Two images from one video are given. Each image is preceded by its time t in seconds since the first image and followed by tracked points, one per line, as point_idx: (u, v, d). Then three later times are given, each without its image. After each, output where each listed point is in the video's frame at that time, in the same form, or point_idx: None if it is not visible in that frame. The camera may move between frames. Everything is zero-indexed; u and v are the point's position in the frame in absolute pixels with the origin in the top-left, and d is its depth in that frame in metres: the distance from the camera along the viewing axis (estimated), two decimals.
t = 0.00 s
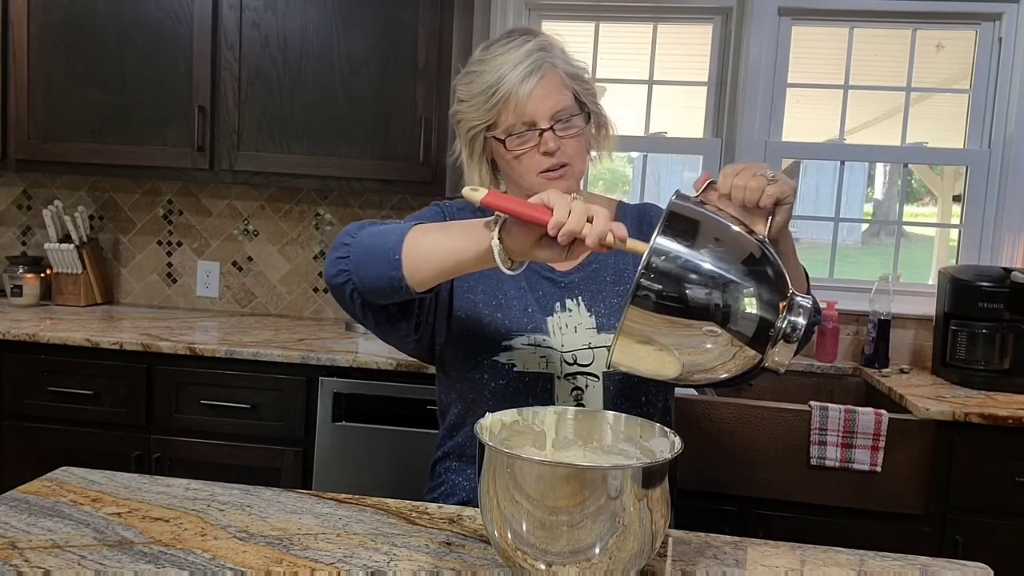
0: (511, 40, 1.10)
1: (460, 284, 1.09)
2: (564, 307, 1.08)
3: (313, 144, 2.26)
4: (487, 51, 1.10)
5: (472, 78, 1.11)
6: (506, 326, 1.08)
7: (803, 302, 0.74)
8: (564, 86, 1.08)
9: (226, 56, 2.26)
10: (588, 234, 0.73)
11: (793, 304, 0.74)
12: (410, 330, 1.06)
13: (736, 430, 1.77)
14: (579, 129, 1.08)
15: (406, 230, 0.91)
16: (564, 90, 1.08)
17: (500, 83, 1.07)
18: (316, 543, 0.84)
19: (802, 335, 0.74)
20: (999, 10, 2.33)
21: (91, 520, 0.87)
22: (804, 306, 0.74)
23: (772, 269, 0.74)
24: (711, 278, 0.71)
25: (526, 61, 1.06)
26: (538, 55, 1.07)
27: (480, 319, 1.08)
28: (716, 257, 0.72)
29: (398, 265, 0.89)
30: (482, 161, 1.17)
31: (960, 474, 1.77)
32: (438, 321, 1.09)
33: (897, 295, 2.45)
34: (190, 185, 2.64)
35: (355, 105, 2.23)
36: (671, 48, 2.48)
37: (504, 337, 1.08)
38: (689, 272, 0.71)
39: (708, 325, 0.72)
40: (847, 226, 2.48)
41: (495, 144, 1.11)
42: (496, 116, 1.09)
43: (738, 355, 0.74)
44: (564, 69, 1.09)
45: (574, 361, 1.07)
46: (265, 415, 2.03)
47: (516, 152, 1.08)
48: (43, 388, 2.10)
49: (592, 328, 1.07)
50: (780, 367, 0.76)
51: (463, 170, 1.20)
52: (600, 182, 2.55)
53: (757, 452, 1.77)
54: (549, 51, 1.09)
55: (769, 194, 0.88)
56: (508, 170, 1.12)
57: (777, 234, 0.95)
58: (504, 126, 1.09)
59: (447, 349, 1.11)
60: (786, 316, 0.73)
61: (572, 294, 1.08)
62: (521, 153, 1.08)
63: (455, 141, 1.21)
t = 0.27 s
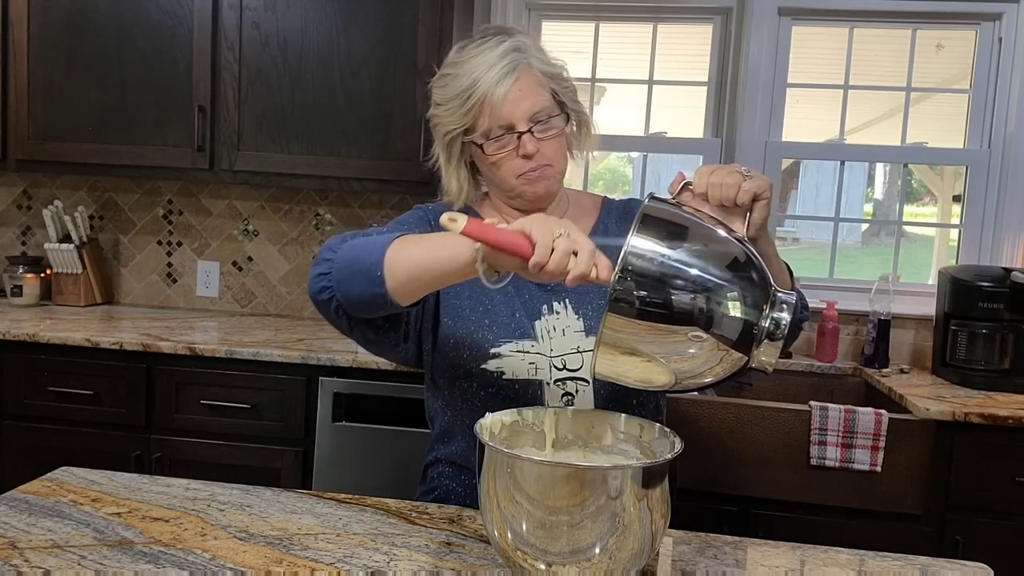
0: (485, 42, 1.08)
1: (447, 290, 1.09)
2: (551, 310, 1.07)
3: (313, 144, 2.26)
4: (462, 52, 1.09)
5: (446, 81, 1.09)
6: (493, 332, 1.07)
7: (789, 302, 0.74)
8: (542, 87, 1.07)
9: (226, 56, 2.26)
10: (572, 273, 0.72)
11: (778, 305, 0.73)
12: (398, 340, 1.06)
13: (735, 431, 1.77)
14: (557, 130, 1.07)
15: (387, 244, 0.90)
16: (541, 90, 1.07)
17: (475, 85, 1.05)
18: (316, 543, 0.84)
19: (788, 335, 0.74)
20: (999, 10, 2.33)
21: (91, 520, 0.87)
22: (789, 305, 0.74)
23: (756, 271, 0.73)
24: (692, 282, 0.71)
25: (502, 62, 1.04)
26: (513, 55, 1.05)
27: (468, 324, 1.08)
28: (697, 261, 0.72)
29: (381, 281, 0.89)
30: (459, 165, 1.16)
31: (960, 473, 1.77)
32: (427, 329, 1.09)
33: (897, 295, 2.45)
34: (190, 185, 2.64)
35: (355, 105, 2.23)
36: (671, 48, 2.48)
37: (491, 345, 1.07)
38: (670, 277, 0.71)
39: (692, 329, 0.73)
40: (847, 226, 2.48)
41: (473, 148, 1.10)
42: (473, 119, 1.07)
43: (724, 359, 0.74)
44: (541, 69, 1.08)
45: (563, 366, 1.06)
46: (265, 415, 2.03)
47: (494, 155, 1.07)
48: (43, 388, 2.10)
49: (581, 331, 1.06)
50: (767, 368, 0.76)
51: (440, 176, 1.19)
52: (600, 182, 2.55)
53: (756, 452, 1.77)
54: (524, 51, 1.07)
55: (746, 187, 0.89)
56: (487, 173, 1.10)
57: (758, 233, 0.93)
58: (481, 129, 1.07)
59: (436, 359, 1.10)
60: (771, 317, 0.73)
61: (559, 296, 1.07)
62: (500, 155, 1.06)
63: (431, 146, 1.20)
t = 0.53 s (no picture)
0: (473, 44, 1.08)
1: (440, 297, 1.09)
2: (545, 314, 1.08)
3: (313, 144, 2.26)
4: (450, 56, 1.08)
5: (434, 85, 1.08)
6: (487, 339, 1.07)
7: (779, 301, 0.74)
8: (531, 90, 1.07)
9: (226, 56, 2.26)
10: (550, 337, 0.72)
11: (766, 305, 0.73)
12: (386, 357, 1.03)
13: (735, 431, 1.77)
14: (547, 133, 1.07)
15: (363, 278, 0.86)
16: (530, 93, 1.06)
17: (463, 90, 1.05)
18: (316, 543, 0.84)
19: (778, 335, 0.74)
20: (999, 10, 2.33)
21: (91, 520, 0.87)
22: (780, 303, 0.74)
23: (743, 271, 0.74)
24: (678, 284, 0.72)
25: (490, 67, 1.04)
26: (501, 58, 1.05)
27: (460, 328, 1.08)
28: (683, 263, 0.72)
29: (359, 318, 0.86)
30: (448, 169, 1.16)
31: (960, 473, 1.77)
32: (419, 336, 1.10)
33: (897, 295, 2.45)
34: (190, 185, 2.64)
35: (355, 105, 2.23)
36: (670, 48, 2.48)
37: (486, 351, 1.06)
38: (655, 280, 0.71)
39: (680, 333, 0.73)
40: (847, 226, 2.48)
41: (463, 152, 1.10)
42: (462, 123, 1.07)
43: (715, 363, 0.74)
44: (529, 71, 1.08)
45: (558, 371, 1.06)
46: (265, 415, 2.03)
47: (484, 160, 1.07)
48: (43, 388, 2.10)
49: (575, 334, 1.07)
50: (760, 369, 0.76)
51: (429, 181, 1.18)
52: (600, 182, 2.55)
53: (756, 452, 1.77)
54: (513, 54, 1.07)
55: (732, 184, 0.90)
56: (477, 176, 1.10)
57: (743, 231, 0.94)
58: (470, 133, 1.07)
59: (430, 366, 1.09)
60: (761, 317, 0.73)
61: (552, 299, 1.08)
62: (490, 159, 1.07)
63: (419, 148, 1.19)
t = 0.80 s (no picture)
0: (471, 45, 1.07)
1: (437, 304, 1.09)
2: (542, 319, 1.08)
3: (313, 144, 2.27)
4: (448, 58, 1.08)
5: (432, 86, 1.08)
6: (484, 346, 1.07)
7: (775, 308, 0.74)
8: (530, 92, 1.06)
9: (226, 56, 2.26)
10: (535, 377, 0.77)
11: (763, 313, 0.73)
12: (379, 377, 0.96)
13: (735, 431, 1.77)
14: (546, 137, 1.07)
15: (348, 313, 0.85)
16: (529, 95, 1.06)
17: (460, 92, 1.04)
18: (316, 543, 0.84)
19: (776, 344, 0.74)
20: (999, 10, 2.33)
21: (91, 520, 0.87)
22: (774, 307, 0.74)
23: (737, 280, 0.74)
24: (673, 297, 0.71)
25: (489, 70, 1.04)
26: (501, 60, 1.05)
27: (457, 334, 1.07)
28: (677, 275, 0.72)
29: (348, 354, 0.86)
30: (446, 171, 1.15)
31: (960, 473, 1.77)
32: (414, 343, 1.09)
33: (897, 295, 2.45)
34: (190, 185, 2.64)
35: (355, 105, 2.23)
36: (670, 48, 2.48)
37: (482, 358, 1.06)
38: (650, 293, 0.71)
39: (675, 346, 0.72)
40: (847, 226, 2.48)
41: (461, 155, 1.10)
42: (459, 126, 1.07)
43: (714, 375, 0.74)
44: (528, 73, 1.07)
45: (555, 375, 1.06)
46: (265, 415, 2.03)
47: (482, 163, 1.07)
48: (43, 388, 2.10)
49: (573, 339, 1.07)
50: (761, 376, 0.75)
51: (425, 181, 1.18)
52: (600, 182, 2.55)
53: (756, 452, 1.77)
54: (512, 56, 1.06)
55: (716, 188, 0.90)
56: (475, 179, 1.10)
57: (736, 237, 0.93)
58: (468, 137, 1.07)
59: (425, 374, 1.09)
60: (758, 325, 0.73)
61: (550, 305, 1.08)
62: (488, 163, 1.06)
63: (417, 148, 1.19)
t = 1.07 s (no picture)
0: (473, 46, 1.07)
1: (436, 309, 1.09)
2: (542, 322, 1.08)
3: (313, 144, 2.26)
4: (450, 57, 1.08)
5: (433, 85, 1.08)
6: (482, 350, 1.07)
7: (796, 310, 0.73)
8: (531, 94, 1.06)
9: (226, 56, 2.26)
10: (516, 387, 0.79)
11: (783, 319, 0.72)
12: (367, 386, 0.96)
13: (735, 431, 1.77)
14: (546, 139, 1.07)
15: (329, 334, 0.88)
16: (530, 96, 1.06)
17: (461, 93, 1.04)
18: (316, 543, 0.84)
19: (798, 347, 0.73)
20: (999, 10, 2.33)
21: (91, 520, 0.87)
22: (796, 307, 0.73)
23: (757, 285, 0.73)
24: (688, 306, 0.71)
25: (490, 71, 1.03)
26: (502, 61, 1.04)
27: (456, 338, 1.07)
28: (693, 283, 0.72)
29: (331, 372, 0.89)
30: (445, 170, 1.15)
31: (960, 473, 1.77)
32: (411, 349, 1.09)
33: (897, 295, 2.44)
34: (190, 185, 2.63)
35: (355, 105, 2.23)
36: (670, 48, 2.48)
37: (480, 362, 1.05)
38: (664, 302, 0.71)
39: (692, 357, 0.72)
40: (847, 226, 2.48)
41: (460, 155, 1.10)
42: (459, 126, 1.07)
43: (730, 387, 0.74)
44: (530, 74, 1.07)
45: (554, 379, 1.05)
46: (265, 415, 2.03)
47: (481, 164, 1.07)
48: (43, 388, 2.10)
49: (573, 342, 1.07)
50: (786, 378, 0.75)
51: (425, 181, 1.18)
52: (600, 182, 2.55)
53: (756, 452, 1.77)
54: (513, 56, 1.06)
55: (721, 191, 0.94)
56: (474, 180, 1.10)
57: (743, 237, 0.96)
58: (468, 138, 1.07)
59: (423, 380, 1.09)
60: (782, 327, 0.72)
61: (550, 307, 1.08)
62: (487, 165, 1.07)
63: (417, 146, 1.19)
